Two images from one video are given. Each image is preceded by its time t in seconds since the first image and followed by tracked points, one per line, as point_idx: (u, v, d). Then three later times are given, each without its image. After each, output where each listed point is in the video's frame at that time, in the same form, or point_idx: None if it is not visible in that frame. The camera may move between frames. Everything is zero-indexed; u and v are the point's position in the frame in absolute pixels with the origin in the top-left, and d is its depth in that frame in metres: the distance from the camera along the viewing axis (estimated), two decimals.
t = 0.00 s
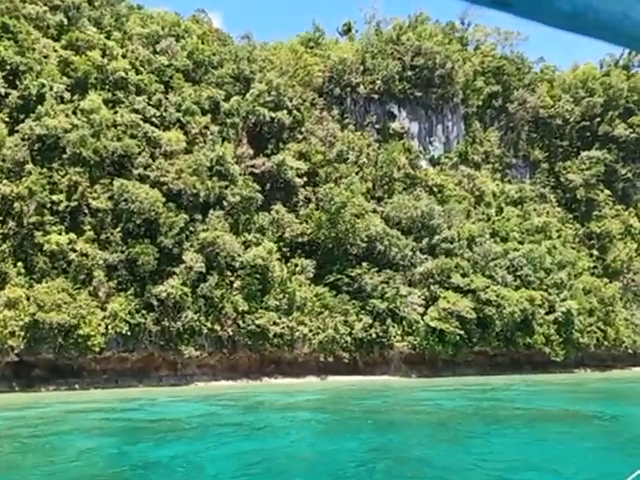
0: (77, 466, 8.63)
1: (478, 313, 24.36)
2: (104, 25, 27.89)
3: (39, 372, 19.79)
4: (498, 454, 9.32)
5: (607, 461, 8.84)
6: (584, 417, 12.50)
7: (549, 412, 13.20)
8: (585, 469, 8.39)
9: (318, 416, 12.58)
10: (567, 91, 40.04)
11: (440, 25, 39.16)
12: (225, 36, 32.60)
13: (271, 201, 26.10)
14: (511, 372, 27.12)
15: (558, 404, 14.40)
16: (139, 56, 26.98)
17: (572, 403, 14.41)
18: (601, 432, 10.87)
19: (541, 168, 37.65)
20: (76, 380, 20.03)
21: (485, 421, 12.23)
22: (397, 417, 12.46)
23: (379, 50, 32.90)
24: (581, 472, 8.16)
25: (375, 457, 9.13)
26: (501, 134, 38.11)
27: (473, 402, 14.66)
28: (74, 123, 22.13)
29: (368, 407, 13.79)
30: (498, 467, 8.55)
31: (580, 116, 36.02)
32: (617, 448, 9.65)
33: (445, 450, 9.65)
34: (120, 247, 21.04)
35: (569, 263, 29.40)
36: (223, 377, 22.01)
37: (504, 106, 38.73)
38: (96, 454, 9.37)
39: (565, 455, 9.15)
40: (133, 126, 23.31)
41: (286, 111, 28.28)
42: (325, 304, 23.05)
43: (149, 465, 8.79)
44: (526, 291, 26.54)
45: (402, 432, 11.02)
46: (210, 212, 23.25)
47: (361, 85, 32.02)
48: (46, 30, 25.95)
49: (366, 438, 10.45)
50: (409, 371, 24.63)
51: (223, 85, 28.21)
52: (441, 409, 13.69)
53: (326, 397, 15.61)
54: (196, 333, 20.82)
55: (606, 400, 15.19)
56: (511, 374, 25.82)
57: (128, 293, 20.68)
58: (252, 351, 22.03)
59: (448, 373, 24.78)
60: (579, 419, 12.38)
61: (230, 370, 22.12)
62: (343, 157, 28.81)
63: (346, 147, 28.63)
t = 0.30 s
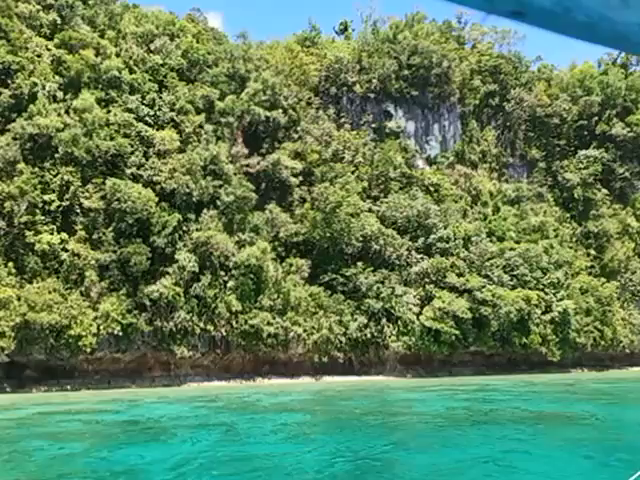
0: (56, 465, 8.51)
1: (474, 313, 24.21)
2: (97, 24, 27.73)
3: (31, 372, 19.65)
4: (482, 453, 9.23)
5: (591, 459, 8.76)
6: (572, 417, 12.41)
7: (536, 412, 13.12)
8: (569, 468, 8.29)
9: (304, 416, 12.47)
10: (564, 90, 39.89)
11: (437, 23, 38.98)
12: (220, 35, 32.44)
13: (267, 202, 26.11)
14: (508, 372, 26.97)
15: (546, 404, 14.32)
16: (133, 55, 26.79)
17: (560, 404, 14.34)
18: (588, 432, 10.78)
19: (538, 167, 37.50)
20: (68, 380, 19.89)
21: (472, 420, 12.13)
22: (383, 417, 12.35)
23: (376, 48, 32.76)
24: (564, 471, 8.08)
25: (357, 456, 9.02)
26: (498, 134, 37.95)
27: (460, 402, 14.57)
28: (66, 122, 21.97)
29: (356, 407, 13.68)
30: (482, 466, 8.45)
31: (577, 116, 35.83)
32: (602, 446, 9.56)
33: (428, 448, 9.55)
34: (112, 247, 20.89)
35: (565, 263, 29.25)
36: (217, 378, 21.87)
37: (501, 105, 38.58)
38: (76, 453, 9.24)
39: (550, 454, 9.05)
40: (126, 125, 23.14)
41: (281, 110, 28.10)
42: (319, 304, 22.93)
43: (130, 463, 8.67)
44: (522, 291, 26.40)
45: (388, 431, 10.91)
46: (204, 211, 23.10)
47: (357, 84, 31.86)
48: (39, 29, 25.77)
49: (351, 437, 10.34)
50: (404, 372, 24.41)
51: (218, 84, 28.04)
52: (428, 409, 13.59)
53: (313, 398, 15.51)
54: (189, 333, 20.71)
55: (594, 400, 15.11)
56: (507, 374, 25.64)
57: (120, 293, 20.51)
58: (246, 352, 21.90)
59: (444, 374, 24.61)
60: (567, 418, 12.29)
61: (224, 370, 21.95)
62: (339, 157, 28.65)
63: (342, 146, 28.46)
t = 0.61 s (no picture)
0: (28, 466, 8.39)
1: (468, 312, 24.05)
2: (90, 22, 27.61)
3: (22, 372, 19.51)
4: (458, 454, 9.15)
5: (567, 460, 8.69)
6: (554, 417, 12.32)
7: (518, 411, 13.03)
8: (545, 468, 8.23)
9: (285, 417, 12.34)
10: (560, 88, 39.75)
11: (433, 22, 38.84)
12: (214, 34, 32.30)
13: (261, 200, 25.87)
14: (503, 371, 26.81)
15: (534, 404, 14.21)
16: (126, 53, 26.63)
17: (543, 404, 14.25)
18: (569, 432, 10.69)
19: (534, 166, 37.34)
20: (59, 380, 19.76)
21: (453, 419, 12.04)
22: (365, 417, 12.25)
23: (372, 47, 32.64)
24: (540, 472, 8.00)
25: (334, 457, 8.92)
26: (494, 132, 37.80)
27: (443, 402, 14.47)
28: (57, 121, 21.83)
29: (338, 407, 13.56)
30: (458, 466, 8.37)
31: (573, 115, 35.66)
32: (581, 446, 9.49)
33: (405, 448, 9.46)
34: (103, 246, 20.74)
35: (561, 262, 29.09)
36: (210, 378, 21.72)
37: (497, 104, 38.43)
38: (53, 454, 9.11)
39: (526, 455, 8.98)
40: (117, 123, 22.99)
41: (275, 109, 27.93)
42: (313, 304, 22.78)
43: (104, 464, 8.55)
44: (517, 290, 26.24)
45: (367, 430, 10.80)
46: (197, 210, 22.95)
47: (352, 83, 31.70)
48: (31, 27, 25.63)
49: (329, 436, 10.22)
50: (399, 371, 24.13)
51: (212, 82, 27.89)
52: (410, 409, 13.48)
53: (297, 399, 15.33)
54: (180, 333, 20.56)
55: (577, 400, 15.03)
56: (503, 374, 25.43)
57: (111, 292, 20.34)
58: (239, 351, 21.76)
59: (438, 373, 24.46)
60: (551, 418, 12.21)
61: (217, 370, 21.78)
62: (333, 156, 28.49)
63: (337, 145, 28.30)
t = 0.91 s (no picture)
0: None
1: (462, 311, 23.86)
2: (83, 20, 27.45)
3: (12, 373, 19.33)
4: (438, 455, 9.01)
5: (556, 463, 8.52)
6: (545, 418, 12.14)
7: (501, 412, 12.95)
8: (525, 470, 8.13)
9: (272, 418, 12.17)
10: (557, 86, 39.56)
11: (429, 20, 38.65)
12: (208, 32, 32.12)
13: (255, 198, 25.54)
14: (499, 370, 26.61)
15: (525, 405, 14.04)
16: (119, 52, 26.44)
17: (526, 404, 14.17)
18: (552, 433, 10.57)
19: (531, 164, 37.14)
20: (49, 380, 19.59)
21: (435, 420, 11.93)
22: (347, 417, 12.11)
23: (367, 44, 32.49)
24: (519, 474, 7.88)
25: (311, 459, 8.78)
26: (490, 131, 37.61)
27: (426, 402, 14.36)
28: (48, 120, 21.64)
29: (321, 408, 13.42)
30: (437, 467, 8.25)
31: (570, 113, 35.43)
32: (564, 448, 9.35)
33: (383, 449, 9.33)
34: (95, 246, 20.55)
35: (557, 260, 28.89)
36: (202, 378, 21.52)
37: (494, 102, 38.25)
38: (28, 456, 8.94)
39: (505, 456, 8.89)
40: (109, 121, 22.79)
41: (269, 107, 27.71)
42: (307, 303, 22.60)
43: (79, 466, 8.39)
44: (513, 288, 26.04)
45: (343, 432, 10.67)
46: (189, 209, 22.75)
47: (348, 81, 31.50)
48: (23, 25, 25.44)
49: (311, 438, 10.06)
50: (393, 370, 24.03)
51: (205, 81, 27.69)
52: (393, 409, 13.36)
53: (279, 399, 15.15)
54: (172, 333, 20.37)
55: (569, 400, 14.86)
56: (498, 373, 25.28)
57: (102, 292, 20.16)
58: (233, 351, 21.58)
59: (433, 373, 24.27)
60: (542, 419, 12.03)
61: (210, 370, 21.61)
62: (328, 154, 28.28)
63: (332, 143, 28.09)
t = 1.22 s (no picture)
0: None
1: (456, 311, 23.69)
2: (75, 19, 27.23)
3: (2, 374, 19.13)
4: (423, 459, 8.86)
5: (542, 467, 8.36)
6: (535, 420, 11.99)
7: (491, 414, 12.78)
8: (509, 475, 8.02)
9: (260, 420, 12.00)
10: (554, 84, 39.37)
11: (425, 18, 38.45)
12: (203, 30, 31.90)
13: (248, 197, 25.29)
14: (495, 370, 26.43)
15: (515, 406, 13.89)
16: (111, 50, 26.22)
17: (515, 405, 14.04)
18: (542, 436, 10.41)
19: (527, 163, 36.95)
20: (40, 381, 19.41)
21: (425, 422, 11.76)
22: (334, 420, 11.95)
23: (363, 43, 32.29)
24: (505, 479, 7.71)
25: (294, 463, 8.62)
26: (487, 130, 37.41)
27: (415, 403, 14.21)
28: (38, 118, 21.44)
29: (309, 410, 13.25)
30: (425, 469, 8.20)
31: (567, 111, 35.21)
32: (552, 452, 9.19)
33: (367, 453, 9.21)
34: (86, 245, 20.36)
35: (554, 259, 28.70)
36: (195, 378, 21.46)
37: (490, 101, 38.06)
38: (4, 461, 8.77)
39: (491, 461, 8.74)
40: (101, 120, 22.59)
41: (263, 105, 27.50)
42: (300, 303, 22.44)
43: (56, 471, 8.21)
44: (508, 288, 25.86)
45: (329, 434, 10.53)
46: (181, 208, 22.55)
47: (343, 80, 31.28)
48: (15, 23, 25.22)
49: (296, 441, 9.90)
50: (388, 371, 23.88)
51: (199, 79, 27.48)
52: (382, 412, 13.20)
53: (261, 401, 15.01)
54: (164, 333, 20.19)
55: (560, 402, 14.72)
56: (493, 373, 25.14)
57: (93, 292, 19.97)
58: (225, 351, 21.45)
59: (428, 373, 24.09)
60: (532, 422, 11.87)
61: (202, 370, 21.50)
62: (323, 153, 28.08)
63: (327, 142, 27.90)
